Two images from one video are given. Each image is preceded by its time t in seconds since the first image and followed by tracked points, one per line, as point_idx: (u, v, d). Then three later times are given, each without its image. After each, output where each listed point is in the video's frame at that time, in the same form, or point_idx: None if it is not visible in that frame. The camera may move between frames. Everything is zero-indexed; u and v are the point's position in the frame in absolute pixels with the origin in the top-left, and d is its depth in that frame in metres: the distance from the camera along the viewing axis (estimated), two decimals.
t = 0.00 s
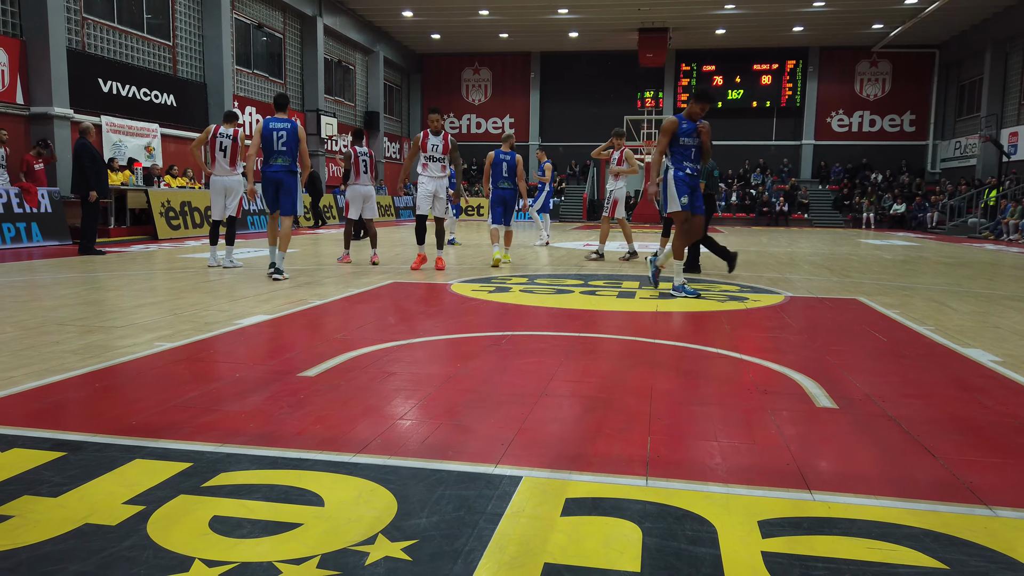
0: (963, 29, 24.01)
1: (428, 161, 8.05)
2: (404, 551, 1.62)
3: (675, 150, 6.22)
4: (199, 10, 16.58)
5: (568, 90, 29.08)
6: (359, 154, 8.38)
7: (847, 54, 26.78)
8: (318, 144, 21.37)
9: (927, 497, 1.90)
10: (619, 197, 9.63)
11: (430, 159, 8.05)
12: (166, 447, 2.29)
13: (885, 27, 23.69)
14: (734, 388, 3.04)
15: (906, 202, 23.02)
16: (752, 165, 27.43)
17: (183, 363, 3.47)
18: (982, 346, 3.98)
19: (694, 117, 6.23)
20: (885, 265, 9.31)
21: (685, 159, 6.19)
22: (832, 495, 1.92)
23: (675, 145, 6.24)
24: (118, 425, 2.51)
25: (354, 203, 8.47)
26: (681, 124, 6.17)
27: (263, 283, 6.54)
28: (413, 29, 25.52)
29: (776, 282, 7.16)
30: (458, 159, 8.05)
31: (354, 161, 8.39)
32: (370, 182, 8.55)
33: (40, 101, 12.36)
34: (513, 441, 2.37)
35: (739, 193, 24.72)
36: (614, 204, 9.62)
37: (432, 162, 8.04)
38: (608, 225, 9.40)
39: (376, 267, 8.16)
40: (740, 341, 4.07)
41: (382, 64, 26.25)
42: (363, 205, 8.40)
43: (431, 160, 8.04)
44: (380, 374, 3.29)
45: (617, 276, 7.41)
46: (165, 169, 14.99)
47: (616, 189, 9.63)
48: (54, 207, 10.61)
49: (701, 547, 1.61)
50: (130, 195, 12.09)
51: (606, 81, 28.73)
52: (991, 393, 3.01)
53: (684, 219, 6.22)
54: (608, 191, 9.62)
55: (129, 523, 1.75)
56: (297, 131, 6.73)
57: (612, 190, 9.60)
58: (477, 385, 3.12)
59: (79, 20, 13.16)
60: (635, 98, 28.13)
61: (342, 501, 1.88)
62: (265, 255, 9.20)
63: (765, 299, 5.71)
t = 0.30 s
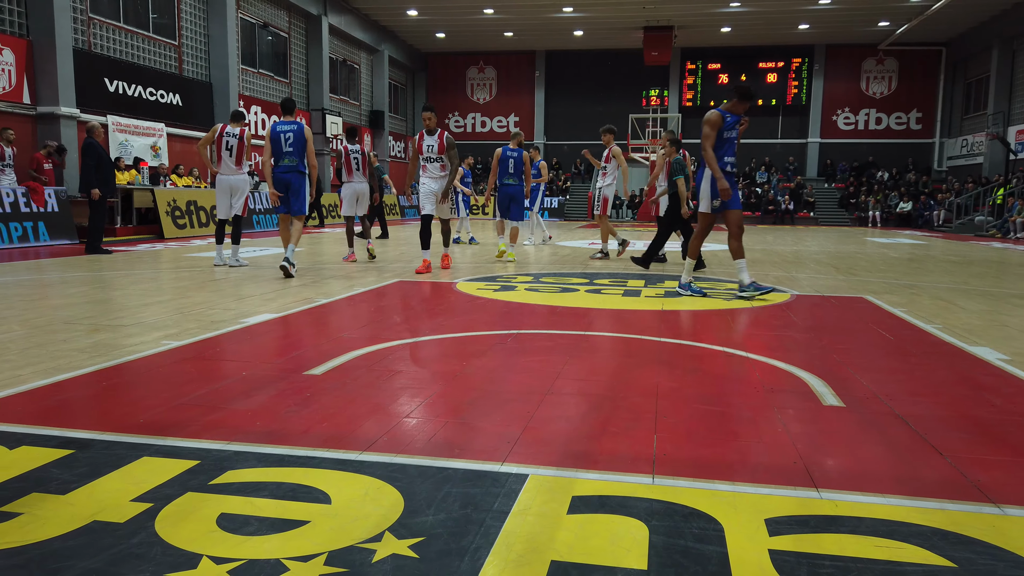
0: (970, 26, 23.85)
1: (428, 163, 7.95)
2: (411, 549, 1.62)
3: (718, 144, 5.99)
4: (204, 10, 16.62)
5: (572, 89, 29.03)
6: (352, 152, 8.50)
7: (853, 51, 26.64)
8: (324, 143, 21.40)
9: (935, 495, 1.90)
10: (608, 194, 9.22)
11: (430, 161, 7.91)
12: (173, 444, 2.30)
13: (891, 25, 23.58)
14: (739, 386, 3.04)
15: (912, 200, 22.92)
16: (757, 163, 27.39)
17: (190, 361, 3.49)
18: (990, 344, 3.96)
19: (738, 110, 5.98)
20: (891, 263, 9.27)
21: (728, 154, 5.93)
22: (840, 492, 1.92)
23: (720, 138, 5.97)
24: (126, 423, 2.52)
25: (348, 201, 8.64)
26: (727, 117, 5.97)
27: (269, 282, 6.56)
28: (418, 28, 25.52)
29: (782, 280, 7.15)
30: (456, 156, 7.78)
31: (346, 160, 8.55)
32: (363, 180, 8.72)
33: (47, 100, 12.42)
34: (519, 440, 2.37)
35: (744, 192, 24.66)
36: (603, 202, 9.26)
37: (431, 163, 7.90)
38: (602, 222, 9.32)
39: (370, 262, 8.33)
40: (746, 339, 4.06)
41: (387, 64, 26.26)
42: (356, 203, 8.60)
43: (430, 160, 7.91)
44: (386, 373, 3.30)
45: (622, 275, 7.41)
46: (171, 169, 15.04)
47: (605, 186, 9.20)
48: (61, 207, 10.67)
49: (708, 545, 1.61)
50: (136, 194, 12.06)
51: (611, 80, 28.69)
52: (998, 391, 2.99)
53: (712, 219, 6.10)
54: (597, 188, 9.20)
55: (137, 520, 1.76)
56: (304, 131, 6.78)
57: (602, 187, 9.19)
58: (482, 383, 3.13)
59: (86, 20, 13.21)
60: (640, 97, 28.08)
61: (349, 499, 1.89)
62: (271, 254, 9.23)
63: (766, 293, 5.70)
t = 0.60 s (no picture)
0: (978, 23, 23.69)
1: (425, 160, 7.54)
2: (416, 548, 1.62)
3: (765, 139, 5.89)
4: (210, 9, 16.67)
5: (578, 87, 28.98)
6: (353, 153, 8.56)
7: (860, 49, 26.51)
8: (330, 142, 21.42)
9: (941, 495, 1.89)
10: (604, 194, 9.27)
11: (425, 157, 7.53)
12: (180, 443, 2.31)
13: (898, 22, 23.43)
14: (745, 385, 3.03)
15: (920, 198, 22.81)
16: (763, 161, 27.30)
17: (196, 360, 3.50)
18: (997, 343, 3.94)
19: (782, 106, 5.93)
20: (899, 262, 9.22)
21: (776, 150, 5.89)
22: (845, 492, 1.91)
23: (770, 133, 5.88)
24: (133, 422, 2.54)
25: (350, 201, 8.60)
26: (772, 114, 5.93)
27: (275, 281, 6.57)
28: (423, 27, 25.52)
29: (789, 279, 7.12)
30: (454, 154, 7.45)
31: (347, 160, 8.62)
32: (363, 179, 8.73)
33: (54, 100, 12.48)
34: (524, 438, 2.37)
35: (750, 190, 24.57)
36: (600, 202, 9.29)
37: (427, 159, 7.52)
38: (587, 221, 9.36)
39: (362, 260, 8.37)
40: (751, 338, 4.05)
41: (392, 62, 26.26)
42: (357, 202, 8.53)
43: (426, 156, 7.52)
44: (391, 371, 3.30)
45: (628, 273, 7.40)
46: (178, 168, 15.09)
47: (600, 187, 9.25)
48: (68, 206, 10.71)
49: (713, 544, 1.61)
50: (142, 193, 12.17)
51: (616, 78, 28.63)
52: (1005, 390, 2.98)
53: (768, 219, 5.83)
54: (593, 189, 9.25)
55: (143, 518, 1.77)
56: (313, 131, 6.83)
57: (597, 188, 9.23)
58: (487, 382, 3.13)
59: (92, 19, 13.27)
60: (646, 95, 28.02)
61: (354, 497, 1.89)
62: (277, 253, 9.24)
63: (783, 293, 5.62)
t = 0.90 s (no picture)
0: (984, 21, 23.60)
1: (426, 160, 7.48)
2: (420, 547, 1.62)
3: (809, 136, 5.66)
4: (215, 10, 16.71)
5: (582, 86, 28.95)
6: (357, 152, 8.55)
7: (865, 48, 26.43)
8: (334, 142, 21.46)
9: (945, 494, 1.88)
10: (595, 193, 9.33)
11: (428, 157, 7.47)
12: (185, 442, 2.32)
13: (903, 21, 23.36)
14: (748, 384, 3.03)
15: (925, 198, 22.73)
16: (768, 161, 27.20)
17: (201, 359, 3.51)
18: (1002, 343, 3.92)
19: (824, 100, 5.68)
20: (904, 261, 9.18)
21: (823, 147, 5.67)
22: (849, 492, 1.90)
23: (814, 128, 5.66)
24: (138, 421, 2.54)
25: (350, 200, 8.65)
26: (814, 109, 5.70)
27: (278, 281, 6.58)
28: (427, 27, 25.55)
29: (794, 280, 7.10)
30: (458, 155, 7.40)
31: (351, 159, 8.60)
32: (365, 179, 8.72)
33: (60, 100, 12.54)
34: (527, 438, 2.37)
35: (755, 189, 24.54)
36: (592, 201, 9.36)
37: (428, 159, 7.46)
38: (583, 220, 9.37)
39: (360, 258, 8.56)
40: (754, 338, 4.04)
41: (396, 62, 26.29)
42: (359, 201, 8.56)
43: (428, 156, 7.47)
44: (396, 371, 3.31)
45: (631, 272, 7.38)
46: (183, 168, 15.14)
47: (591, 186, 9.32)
48: (73, 206, 10.75)
49: (716, 544, 1.61)
50: (147, 194, 12.17)
51: (621, 78, 28.60)
52: (1010, 390, 2.97)
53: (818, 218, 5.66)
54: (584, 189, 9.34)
55: (148, 518, 1.77)
56: (330, 136, 7.09)
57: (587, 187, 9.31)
58: (491, 381, 3.13)
59: (98, 20, 13.33)
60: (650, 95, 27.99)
61: (357, 497, 1.89)
62: (282, 253, 9.25)
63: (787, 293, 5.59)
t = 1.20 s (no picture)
0: (986, 20, 23.55)
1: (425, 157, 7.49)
2: (421, 546, 1.63)
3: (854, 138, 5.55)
4: (217, 11, 16.73)
5: (584, 86, 28.93)
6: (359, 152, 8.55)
7: (868, 47, 26.40)
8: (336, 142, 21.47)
9: (948, 494, 1.88)
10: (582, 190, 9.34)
11: (427, 153, 7.47)
12: (186, 442, 2.32)
13: (906, 20, 23.31)
14: (751, 384, 3.02)
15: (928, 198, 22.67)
16: (770, 160, 27.15)
17: (203, 359, 3.52)
18: (1005, 343, 3.90)
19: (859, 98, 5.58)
20: (908, 260, 9.15)
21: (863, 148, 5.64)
22: (852, 492, 1.89)
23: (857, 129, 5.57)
24: (140, 421, 2.55)
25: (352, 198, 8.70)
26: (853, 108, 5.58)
27: (280, 281, 6.58)
28: (429, 27, 25.58)
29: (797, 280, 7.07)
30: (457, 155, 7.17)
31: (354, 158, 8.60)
32: (367, 179, 8.72)
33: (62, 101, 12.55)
34: (529, 438, 2.37)
35: (757, 189, 24.52)
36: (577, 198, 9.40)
37: (427, 156, 7.45)
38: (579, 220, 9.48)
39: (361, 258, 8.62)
40: (756, 338, 4.03)
41: (398, 62, 26.30)
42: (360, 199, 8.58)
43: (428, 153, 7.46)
44: (398, 371, 3.31)
45: (635, 273, 7.33)
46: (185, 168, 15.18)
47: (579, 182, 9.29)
48: (75, 207, 10.78)
49: (718, 543, 1.61)
50: (150, 194, 12.16)
51: (623, 77, 28.57)
52: (1013, 389, 2.96)
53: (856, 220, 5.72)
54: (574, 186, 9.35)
55: (150, 517, 1.77)
56: (345, 136, 7.22)
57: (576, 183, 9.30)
58: (492, 381, 3.12)
59: (100, 21, 13.35)
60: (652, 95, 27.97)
61: (358, 497, 1.89)
62: (284, 253, 9.26)
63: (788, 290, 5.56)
